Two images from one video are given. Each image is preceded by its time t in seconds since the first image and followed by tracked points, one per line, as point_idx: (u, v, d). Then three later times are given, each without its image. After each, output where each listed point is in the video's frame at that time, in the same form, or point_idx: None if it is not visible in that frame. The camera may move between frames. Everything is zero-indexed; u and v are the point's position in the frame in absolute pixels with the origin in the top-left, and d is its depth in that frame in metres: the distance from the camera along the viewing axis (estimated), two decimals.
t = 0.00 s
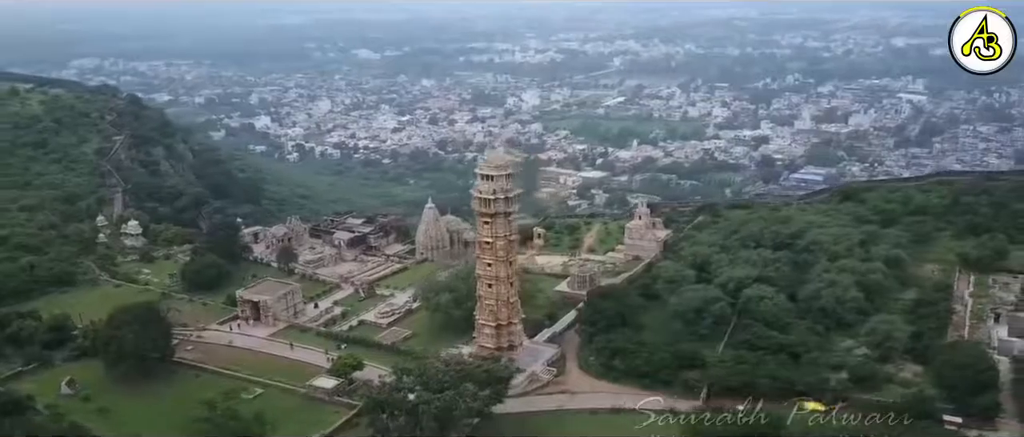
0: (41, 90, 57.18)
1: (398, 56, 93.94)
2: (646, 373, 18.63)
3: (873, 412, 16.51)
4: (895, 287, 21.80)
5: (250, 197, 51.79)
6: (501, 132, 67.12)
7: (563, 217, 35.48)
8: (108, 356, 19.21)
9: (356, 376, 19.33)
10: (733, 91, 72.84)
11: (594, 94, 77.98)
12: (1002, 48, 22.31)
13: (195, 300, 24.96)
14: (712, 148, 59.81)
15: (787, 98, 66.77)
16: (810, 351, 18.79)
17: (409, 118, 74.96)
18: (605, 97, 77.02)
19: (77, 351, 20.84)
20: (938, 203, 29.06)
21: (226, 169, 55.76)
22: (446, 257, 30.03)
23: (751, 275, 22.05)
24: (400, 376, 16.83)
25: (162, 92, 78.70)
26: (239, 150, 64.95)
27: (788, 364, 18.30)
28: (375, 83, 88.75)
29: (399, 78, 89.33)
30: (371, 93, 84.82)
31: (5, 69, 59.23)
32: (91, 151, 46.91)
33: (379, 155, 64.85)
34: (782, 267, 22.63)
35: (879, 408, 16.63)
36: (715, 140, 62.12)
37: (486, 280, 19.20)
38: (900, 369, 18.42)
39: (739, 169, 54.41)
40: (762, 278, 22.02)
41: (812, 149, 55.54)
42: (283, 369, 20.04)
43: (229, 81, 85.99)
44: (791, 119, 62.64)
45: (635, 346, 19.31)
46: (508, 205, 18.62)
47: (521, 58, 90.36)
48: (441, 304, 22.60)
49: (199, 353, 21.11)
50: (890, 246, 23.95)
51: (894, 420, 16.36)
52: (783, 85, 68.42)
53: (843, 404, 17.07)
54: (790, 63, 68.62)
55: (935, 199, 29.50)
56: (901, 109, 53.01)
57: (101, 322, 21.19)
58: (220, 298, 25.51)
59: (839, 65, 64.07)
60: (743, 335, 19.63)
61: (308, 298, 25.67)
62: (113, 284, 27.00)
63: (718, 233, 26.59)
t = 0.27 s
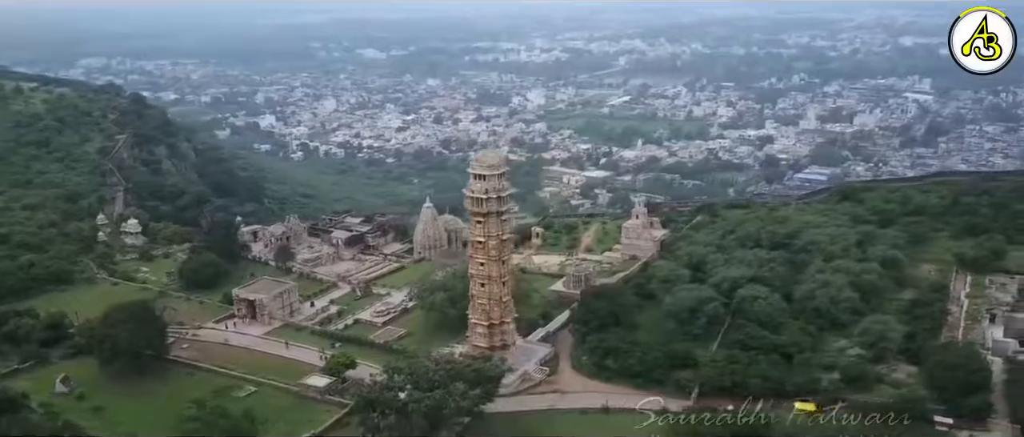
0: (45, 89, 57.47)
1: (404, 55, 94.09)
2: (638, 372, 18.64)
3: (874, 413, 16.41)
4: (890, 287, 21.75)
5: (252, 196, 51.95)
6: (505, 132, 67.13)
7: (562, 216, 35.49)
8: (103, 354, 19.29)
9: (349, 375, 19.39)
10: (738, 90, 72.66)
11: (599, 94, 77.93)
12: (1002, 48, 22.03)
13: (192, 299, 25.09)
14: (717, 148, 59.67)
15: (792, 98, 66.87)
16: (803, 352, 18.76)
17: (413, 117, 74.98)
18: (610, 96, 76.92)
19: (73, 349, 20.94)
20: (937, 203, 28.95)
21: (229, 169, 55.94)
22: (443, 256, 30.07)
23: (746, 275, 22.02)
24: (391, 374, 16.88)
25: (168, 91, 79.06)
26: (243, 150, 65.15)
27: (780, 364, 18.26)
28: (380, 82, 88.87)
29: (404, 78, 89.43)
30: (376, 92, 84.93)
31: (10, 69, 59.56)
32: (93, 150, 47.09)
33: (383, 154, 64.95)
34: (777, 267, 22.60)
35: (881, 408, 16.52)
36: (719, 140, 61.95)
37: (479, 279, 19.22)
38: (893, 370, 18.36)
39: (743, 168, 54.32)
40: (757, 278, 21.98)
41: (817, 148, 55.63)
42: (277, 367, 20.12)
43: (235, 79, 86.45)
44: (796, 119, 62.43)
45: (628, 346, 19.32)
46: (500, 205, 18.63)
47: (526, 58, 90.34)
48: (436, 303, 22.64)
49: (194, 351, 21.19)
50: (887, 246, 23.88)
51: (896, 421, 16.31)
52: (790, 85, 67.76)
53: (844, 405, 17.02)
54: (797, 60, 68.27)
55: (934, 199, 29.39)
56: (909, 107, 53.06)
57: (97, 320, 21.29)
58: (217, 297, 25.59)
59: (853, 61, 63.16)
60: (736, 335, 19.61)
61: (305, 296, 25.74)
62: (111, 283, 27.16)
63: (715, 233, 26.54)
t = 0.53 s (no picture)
0: (50, 88, 57.76)
1: (411, 54, 94.29)
2: (628, 372, 18.64)
3: (873, 413, 16.25)
4: (884, 288, 21.69)
5: (255, 195, 52.15)
6: (510, 131, 67.16)
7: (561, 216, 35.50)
8: (96, 352, 19.38)
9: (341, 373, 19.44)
10: (745, 90, 72.55)
11: (605, 93, 77.84)
12: (1002, 49, 21.05)
13: (189, 297, 25.19)
14: (722, 147, 59.51)
15: (799, 97, 66.65)
16: (794, 352, 18.73)
17: (419, 116, 75.00)
18: (616, 95, 76.78)
19: (68, 347, 21.05)
20: (935, 204, 28.83)
21: (232, 168, 56.11)
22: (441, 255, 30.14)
23: (739, 275, 21.98)
24: (381, 373, 16.91)
25: (175, 90, 79.23)
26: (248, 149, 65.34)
27: (770, 364, 18.23)
28: (387, 81, 89.01)
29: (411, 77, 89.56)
30: (383, 91, 85.08)
31: (15, 68, 59.95)
32: (96, 149, 47.29)
33: (387, 153, 65.03)
34: (771, 267, 22.56)
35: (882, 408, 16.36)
36: (725, 139, 61.76)
37: (470, 279, 19.23)
38: (885, 371, 18.30)
39: (748, 168, 54.18)
40: (751, 278, 21.94)
41: (822, 148, 54.70)
42: (270, 365, 20.19)
43: (242, 78, 86.94)
44: (801, 118, 62.26)
45: (619, 346, 19.31)
46: (491, 204, 18.63)
47: (533, 57, 90.37)
48: (430, 302, 22.66)
49: (188, 349, 21.28)
50: (882, 246, 23.81)
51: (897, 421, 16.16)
52: (796, 84, 68.66)
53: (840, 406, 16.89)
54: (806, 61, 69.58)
55: (933, 199, 29.28)
56: (914, 108, 53.95)
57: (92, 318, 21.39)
58: (214, 295, 25.68)
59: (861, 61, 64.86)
60: (728, 335, 19.58)
61: (301, 295, 25.82)
62: (109, 281, 27.30)
63: (711, 233, 26.50)
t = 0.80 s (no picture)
0: (57, 86, 58.13)
1: (420, 53, 94.37)
2: (618, 372, 18.65)
3: (872, 413, 16.15)
4: (879, 288, 21.62)
5: (259, 193, 52.36)
6: (517, 130, 67.12)
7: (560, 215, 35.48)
8: (90, 348, 19.52)
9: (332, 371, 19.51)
10: (753, 89, 72.23)
11: (613, 92, 77.66)
12: (1004, 49, 19.80)
13: (186, 294, 25.31)
14: (729, 147, 59.28)
15: (807, 97, 66.30)
16: (784, 352, 18.70)
17: (426, 115, 74.97)
18: (623, 95, 76.53)
19: (64, 343, 21.22)
20: (935, 204, 28.66)
21: (237, 167, 56.32)
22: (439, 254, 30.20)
23: (733, 275, 21.94)
24: (369, 371, 16.97)
25: (184, 91, 81.01)
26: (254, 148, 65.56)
27: (759, 364, 18.20)
28: (395, 80, 89.06)
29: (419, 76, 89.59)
30: (390, 91, 85.14)
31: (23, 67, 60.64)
32: (101, 146, 47.57)
33: (393, 152, 65.08)
34: (765, 267, 22.50)
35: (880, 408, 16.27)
36: (732, 139, 61.54)
37: (461, 277, 19.25)
38: (876, 371, 18.25)
39: (756, 168, 54.04)
40: (744, 279, 21.90)
41: (829, 149, 55.15)
42: (263, 364, 20.28)
43: (251, 79, 88.92)
44: (809, 118, 61.96)
45: (609, 345, 19.33)
46: (482, 203, 18.64)
47: (542, 56, 90.26)
48: (424, 300, 22.70)
49: (182, 347, 21.39)
50: (877, 247, 23.68)
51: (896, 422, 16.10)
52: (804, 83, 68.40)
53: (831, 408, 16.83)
54: (815, 60, 68.82)
55: (933, 199, 29.09)
56: (922, 109, 52.69)
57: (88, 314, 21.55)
58: (210, 293, 25.81)
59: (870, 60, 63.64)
60: (719, 335, 19.55)
61: (297, 293, 25.91)
62: (108, 278, 27.48)
63: (707, 233, 26.44)
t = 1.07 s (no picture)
0: (63, 85, 58.48)
1: (428, 52, 94.39)
2: (608, 372, 18.65)
3: (872, 413, 16.10)
4: (872, 289, 21.54)
5: (263, 192, 52.55)
6: (523, 129, 67.05)
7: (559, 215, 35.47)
8: (84, 346, 19.65)
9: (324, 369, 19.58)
10: (761, 89, 71.88)
11: (620, 91, 77.56)
12: (1004, 49, 18.37)
13: (182, 292, 25.42)
14: (736, 147, 59.09)
15: (816, 97, 66.00)
16: (774, 353, 18.66)
17: (433, 114, 75.06)
18: (631, 94, 76.38)
19: (60, 341, 21.37)
20: (935, 204, 28.50)
21: (242, 166, 56.49)
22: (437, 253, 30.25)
23: (726, 275, 21.89)
24: (358, 369, 17.03)
25: (194, 90, 81.25)
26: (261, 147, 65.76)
27: (749, 365, 18.17)
28: (403, 79, 89.11)
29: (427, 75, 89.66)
30: (398, 89, 85.19)
31: (30, 65, 61.22)
32: (105, 144, 47.84)
33: (399, 151, 65.11)
34: (759, 268, 22.45)
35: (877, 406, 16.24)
36: (738, 138, 61.34)
37: (452, 277, 19.27)
38: (867, 372, 18.18)
39: (763, 168, 53.89)
40: (737, 279, 21.85)
41: (835, 148, 54.27)
42: (256, 361, 20.38)
43: (260, 76, 88.79)
44: (816, 118, 61.64)
45: (600, 345, 19.34)
46: (472, 202, 18.66)
47: (550, 55, 90.14)
48: (417, 299, 22.74)
49: (177, 345, 21.50)
50: (873, 247, 23.60)
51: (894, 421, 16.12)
52: (813, 83, 68.20)
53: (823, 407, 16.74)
54: (825, 59, 69.32)
55: (933, 200, 28.97)
56: (931, 108, 53.31)
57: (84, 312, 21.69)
58: (207, 291, 25.93)
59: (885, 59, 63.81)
60: (710, 335, 19.53)
61: (294, 291, 26.02)
62: (106, 276, 27.65)
63: (704, 233, 26.39)
